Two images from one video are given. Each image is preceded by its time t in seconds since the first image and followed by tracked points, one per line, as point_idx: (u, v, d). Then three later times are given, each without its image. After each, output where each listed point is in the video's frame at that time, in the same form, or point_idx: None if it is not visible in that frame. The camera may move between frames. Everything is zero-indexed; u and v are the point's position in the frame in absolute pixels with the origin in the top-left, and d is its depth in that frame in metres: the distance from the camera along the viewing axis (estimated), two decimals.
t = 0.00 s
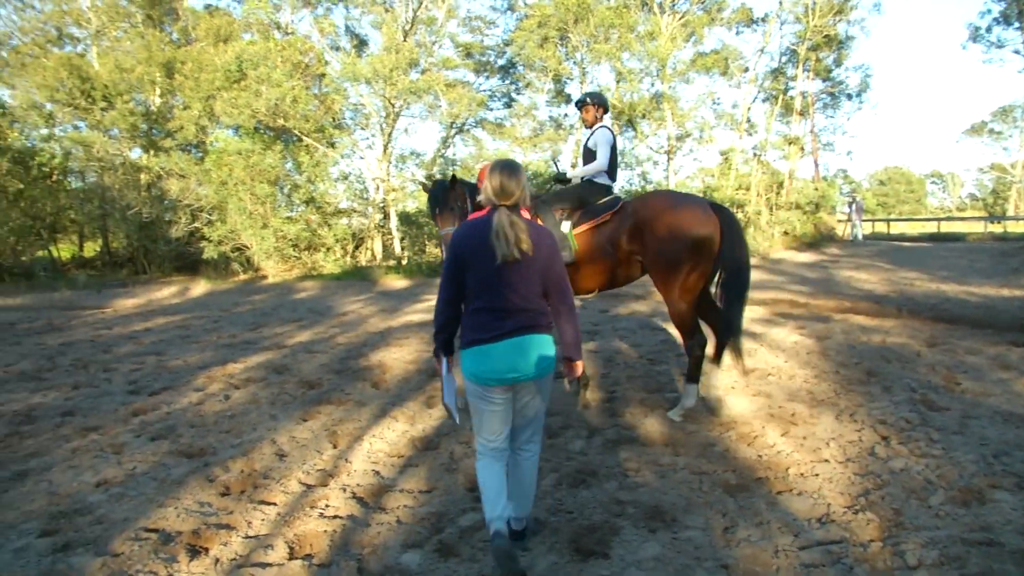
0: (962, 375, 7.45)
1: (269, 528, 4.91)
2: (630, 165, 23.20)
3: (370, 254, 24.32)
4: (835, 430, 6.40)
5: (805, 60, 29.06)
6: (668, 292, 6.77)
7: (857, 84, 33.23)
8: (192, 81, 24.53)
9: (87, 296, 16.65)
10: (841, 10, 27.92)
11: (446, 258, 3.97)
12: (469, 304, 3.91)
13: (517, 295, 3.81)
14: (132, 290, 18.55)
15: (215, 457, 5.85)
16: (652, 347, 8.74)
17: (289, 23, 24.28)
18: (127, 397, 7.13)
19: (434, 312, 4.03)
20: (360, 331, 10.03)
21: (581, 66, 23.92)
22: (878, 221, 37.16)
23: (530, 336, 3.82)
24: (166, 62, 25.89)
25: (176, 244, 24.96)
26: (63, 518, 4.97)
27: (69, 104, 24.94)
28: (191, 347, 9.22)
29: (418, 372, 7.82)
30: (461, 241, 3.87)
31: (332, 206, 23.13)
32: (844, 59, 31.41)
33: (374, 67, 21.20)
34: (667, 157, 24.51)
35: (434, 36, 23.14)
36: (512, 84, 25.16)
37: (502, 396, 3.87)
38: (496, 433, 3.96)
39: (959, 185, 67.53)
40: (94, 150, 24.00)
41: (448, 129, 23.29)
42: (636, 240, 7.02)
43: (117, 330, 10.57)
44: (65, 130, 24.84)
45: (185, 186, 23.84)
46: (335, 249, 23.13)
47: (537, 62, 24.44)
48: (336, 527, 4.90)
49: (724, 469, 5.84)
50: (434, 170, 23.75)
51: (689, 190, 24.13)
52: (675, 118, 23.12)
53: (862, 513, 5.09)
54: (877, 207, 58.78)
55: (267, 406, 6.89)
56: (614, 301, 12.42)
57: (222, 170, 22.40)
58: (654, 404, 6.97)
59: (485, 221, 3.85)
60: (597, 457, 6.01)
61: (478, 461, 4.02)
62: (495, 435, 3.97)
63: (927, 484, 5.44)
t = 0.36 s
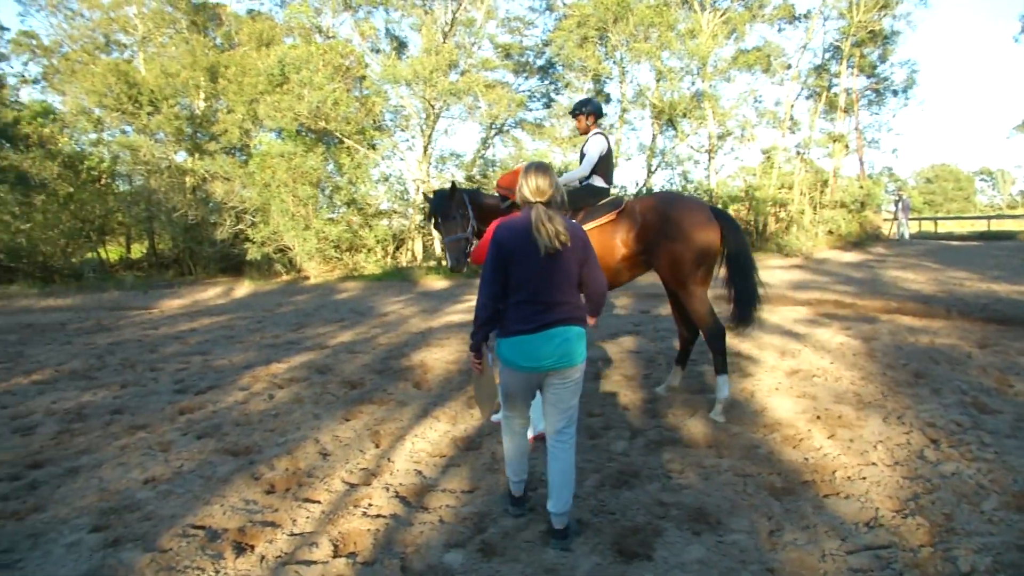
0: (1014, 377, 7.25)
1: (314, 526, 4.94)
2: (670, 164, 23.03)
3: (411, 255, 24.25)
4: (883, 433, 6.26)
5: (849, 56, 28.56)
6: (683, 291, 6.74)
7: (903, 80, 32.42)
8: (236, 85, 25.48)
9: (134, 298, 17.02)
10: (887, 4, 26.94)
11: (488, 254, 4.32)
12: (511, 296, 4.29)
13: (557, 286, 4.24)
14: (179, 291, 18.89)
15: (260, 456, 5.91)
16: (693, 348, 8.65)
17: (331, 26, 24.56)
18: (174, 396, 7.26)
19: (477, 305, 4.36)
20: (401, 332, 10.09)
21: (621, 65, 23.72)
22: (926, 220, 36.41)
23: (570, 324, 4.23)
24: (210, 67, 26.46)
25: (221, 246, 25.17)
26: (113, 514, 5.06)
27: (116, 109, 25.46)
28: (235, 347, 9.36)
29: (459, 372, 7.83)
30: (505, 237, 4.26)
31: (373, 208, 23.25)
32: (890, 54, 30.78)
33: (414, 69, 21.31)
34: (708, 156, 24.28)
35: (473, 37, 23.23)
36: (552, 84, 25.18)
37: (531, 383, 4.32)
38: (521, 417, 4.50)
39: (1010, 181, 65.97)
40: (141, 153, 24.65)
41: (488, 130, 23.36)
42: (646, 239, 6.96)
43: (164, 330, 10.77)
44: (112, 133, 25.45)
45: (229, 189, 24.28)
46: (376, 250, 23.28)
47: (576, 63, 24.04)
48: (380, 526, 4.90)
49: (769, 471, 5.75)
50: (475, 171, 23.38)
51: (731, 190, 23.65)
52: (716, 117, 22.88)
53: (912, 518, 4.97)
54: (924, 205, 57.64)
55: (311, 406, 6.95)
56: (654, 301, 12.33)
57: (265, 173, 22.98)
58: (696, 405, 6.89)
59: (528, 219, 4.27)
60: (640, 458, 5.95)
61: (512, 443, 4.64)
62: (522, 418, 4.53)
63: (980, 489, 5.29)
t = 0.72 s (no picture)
0: None
1: (361, 524, 4.96)
2: (715, 163, 22.79)
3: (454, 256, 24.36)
4: (937, 435, 6.09)
5: (899, 50, 27.93)
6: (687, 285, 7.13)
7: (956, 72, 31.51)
8: (282, 89, 25.01)
9: (185, 299, 17.41)
10: None
11: (508, 257, 4.58)
12: (532, 293, 4.54)
13: (574, 282, 4.47)
14: (229, 293, 19.20)
15: (308, 455, 5.97)
16: (740, 349, 8.54)
17: (374, 30, 24.75)
18: (224, 395, 7.38)
19: (502, 304, 4.62)
20: (445, 332, 10.14)
21: (663, 63, 23.62)
22: (980, 217, 35.43)
23: (587, 315, 4.47)
24: (257, 72, 26.53)
25: (268, 248, 25.64)
26: (166, 511, 5.15)
27: (166, 115, 25.96)
28: (282, 347, 9.50)
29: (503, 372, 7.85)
30: (521, 239, 4.51)
31: (416, 209, 23.63)
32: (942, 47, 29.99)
33: (456, 71, 21.48)
34: (753, 155, 23.96)
35: (515, 37, 23.08)
36: (594, 84, 24.87)
37: (560, 370, 4.54)
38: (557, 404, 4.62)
39: None
40: (190, 157, 25.07)
41: (530, 131, 23.38)
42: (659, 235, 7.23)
43: (214, 331, 10.98)
44: (162, 138, 25.95)
45: (275, 192, 24.47)
46: (419, 251, 23.73)
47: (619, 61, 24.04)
48: (426, 526, 4.91)
49: (819, 474, 5.63)
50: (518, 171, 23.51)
51: (777, 188, 23.69)
52: (762, 114, 22.59)
53: (969, 523, 4.82)
54: (978, 201, 56.08)
55: (357, 405, 7.01)
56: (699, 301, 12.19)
57: (311, 175, 23.27)
58: (744, 407, 6.79)
59: (541, 221, 4.50)
60: (687, 460, 5.87)
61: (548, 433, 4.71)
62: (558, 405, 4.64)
63: None
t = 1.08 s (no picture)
0: None
1: (405, 524, 4.98)
2: (757, 162, 22.49)
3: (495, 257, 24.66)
4: (991, 439, 5.91)
5: (947, 44, 27.29)
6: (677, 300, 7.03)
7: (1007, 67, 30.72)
8: (325, 92, 25.52)
9: (229, 299, 17.84)
10: None
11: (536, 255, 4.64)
12: (562, 290, 4.60)
13: (602, 275, 4.52)
14: (273, 294, 19.46)
15: (352, 454, 6.02)
16: (785, 350, 8.41)
17: (414, 33, 25.01)
18: (269, 395, 7.49)
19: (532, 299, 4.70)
20: (486, 333, 10.16)
21: (705, 61, 23.26)
22: None
23: (616, 308, 4.54)
24: (300, 76, 27.00)
25: (311, 249, 25.90)
26: (213, 509, 5.23)
27: (211, 119, 26.27)
28: (325, 347, 9.60)
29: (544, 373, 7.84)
30: (548, 236, 4.58)
31: (457, 210, 23.96)
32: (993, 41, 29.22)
33: (497, 71, 21.48)
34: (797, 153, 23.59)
35: (555, 38, 23.14)
36: (634, 82, 25.63)
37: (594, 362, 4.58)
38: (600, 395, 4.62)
39: None
40: (235, 161, 25.45)
41: (571, 131, 23.35)
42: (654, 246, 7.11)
43: (259, 331, 11.16)
44: (207, 142, 26.40)
45: (318, 194, 24.85)
46: (460, 252, 23.87)
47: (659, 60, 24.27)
48: (469, 526, 4.91)
49: (868, 478, 5.50)
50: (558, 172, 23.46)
51: (821, 186, 23.17)
52: (806, 111, 21.91)
53: None
54: None
55: (399, 406, 7.06)
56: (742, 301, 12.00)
57: (353, 177, 23.50)
58: (789, 409, 6.68)
59: (567, 219, 4.57)
60: (732, 463, 5.79)
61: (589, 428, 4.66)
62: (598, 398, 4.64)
63: None
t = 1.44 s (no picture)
0: None
1: (442, 526, 4.98)
2: (797, 162, 22.20)
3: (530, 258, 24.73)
4: None
5: (993, 41, 26.68)
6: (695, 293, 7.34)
7: None
8: (362, 96, 25.77)
9: (268, 300, 18.21)
10: None
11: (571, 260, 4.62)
12: (595, 294, 4.59)
13: (635, 281, 4.54)
14: (311, 296, 19.68)
15: (390, 456, 6.05)
16: (826, 353, 8.28)
17: (450, 36, 25.23)
18: (307, 396, 7.56)
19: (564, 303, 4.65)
20: (522, 335, 10.16)
21: (743, 61, 22.94)
22: None
23: (648, 312, 4.56)
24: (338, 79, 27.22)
25: (348, 252, 26.13)
26: (253, 509, 5.28)
27: (251, 123, 26.38)
28: (363, 349, 9.68)
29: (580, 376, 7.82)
30: (583, 241, 4.58)
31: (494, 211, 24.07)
32: None
33: (533, 74, 21.42)
34: (837, 153, 23.25)
35: (592, 39, 22.89)
36: (671, 82, 26.03)
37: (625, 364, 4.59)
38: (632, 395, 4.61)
39: None
40: (274, 164, 25.73)
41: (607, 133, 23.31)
42: (666, 242, 7.53)
43: (297, 332, 11.29)
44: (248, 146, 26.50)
45: (355, 197, 25.14)
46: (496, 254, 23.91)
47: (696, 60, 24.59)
48: (507, 529, 4.89)
49: (913, 485, 5.37)
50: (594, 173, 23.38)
51: (863, 186, 22.75)
52: (846, 111, 21.65)
53: None
54: None
55: (436, 407, 7.08)
56: (781, 303, 11.82)
57: (389, 180, 23.80)
58: (831, 414, 6.56)
59: (603, 225, 4.57)
60: (772, 468, 5.69)
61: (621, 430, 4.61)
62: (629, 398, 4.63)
63: None
